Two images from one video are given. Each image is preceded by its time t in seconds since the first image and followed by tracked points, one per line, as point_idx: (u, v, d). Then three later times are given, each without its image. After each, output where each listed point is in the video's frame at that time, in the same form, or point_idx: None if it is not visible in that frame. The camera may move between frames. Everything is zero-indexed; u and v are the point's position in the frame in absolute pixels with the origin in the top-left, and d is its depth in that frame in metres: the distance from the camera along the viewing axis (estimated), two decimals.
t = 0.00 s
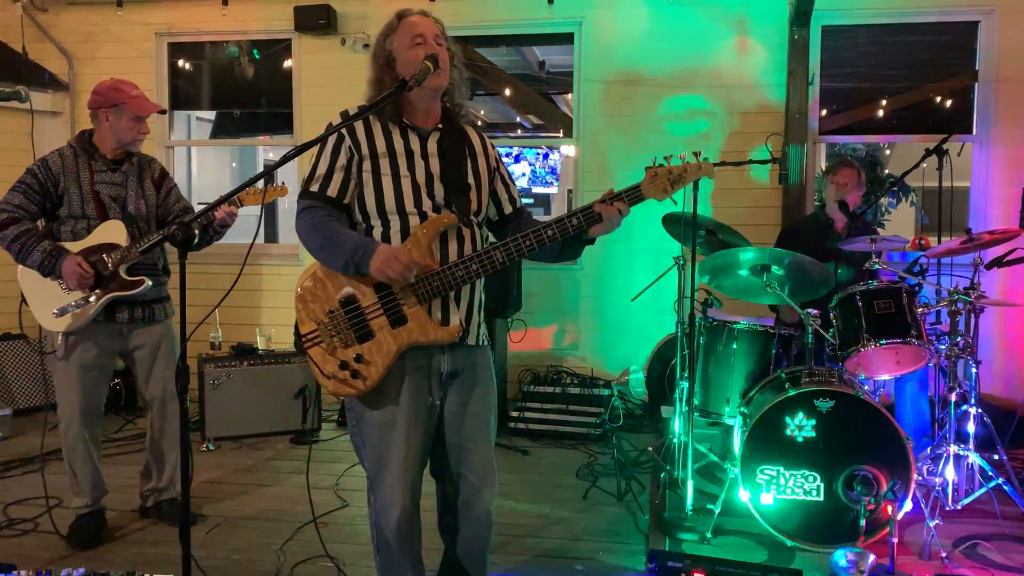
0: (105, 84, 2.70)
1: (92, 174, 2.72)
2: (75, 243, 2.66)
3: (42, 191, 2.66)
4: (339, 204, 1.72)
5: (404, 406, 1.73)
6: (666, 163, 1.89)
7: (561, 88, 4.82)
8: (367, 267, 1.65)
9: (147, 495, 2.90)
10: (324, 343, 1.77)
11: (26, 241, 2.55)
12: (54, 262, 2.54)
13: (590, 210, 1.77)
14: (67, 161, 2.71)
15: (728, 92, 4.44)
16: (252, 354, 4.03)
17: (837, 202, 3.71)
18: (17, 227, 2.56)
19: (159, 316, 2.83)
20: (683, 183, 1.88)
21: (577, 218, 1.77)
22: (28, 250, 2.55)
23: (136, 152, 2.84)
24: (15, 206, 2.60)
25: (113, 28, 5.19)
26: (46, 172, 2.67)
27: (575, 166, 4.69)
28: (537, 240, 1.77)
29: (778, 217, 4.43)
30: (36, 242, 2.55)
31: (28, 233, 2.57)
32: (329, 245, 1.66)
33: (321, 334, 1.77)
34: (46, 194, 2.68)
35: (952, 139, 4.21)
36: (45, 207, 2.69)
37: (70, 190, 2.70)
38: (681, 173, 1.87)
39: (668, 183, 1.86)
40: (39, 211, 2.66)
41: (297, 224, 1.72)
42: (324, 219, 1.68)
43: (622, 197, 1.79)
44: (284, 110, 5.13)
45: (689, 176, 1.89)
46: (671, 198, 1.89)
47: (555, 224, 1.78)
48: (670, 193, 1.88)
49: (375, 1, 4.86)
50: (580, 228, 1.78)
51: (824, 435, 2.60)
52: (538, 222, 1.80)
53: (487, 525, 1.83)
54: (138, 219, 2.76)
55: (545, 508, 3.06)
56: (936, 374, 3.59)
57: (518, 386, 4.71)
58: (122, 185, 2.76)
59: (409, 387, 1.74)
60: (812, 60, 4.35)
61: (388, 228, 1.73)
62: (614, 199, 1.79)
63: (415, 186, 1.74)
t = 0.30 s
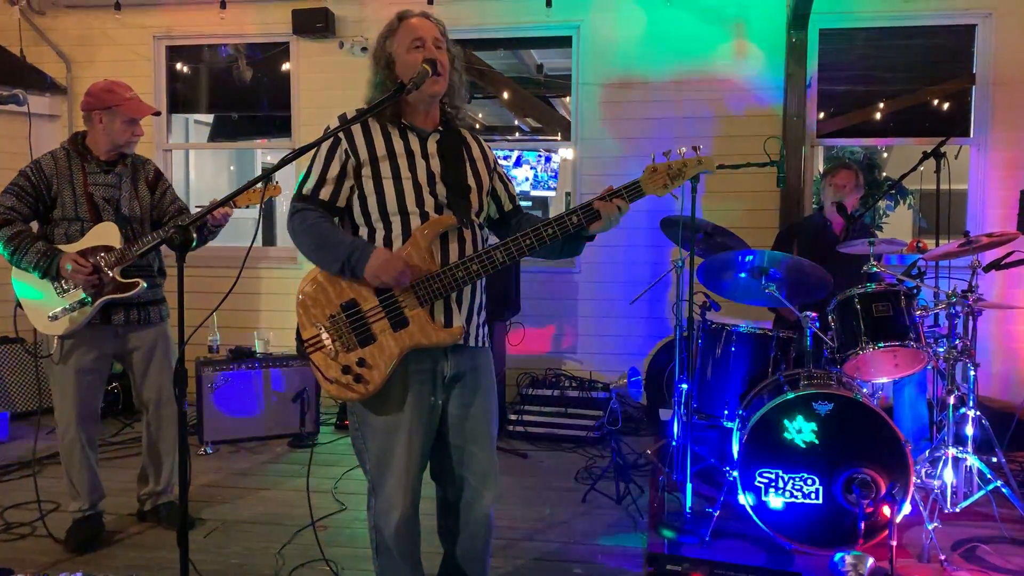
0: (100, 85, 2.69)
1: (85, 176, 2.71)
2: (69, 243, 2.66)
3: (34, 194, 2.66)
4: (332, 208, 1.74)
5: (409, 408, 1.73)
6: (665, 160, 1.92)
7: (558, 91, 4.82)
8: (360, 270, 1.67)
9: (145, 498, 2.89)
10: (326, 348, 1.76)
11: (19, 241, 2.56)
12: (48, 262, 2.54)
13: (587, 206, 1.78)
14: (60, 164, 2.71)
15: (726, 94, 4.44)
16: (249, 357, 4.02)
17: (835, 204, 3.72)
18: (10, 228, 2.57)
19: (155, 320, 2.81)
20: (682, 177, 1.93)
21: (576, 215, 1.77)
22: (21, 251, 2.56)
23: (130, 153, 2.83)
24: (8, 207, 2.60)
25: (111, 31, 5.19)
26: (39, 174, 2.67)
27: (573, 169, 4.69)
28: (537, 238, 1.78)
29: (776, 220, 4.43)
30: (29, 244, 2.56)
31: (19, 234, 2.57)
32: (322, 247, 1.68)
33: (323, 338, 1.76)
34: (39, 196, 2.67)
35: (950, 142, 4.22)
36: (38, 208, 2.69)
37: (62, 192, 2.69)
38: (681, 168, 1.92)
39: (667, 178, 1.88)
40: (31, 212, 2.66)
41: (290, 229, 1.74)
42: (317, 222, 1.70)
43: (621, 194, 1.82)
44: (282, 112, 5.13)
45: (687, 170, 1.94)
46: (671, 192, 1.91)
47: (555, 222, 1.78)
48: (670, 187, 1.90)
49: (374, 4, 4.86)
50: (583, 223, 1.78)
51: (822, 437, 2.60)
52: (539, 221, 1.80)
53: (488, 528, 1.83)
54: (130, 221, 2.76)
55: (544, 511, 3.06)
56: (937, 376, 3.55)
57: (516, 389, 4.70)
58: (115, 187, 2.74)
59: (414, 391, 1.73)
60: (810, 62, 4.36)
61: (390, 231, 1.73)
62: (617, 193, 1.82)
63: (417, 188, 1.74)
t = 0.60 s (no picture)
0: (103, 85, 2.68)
1: (88, 175, 2.71)
2: (73, 241, 2.67)
3: (38, 195, 2.66)
4: (328, 215, 1.74)
5: (413, 411, 1.73)
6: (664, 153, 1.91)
7: (558, 91, 4.83)
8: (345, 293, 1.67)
9: (145, 499, 2.89)
10: (333, 354, 1.75)
11: (24, 240, 2.56)
12: (51, 259, 2.55)
13: (590, 205, 1.78)
14: (64, 164, 2.70)
15: (726, 96, 4.44)
16: (249, 358, 4.02)
17: (835, 206, 3.71)
18: (15, 227, 2.57)
19: (159, 318, 2.82)
20: (682, 171, 1.92)
21: (578, 212, 1.78)
22: (25, 249, 2.56)
23: (132, 151, 2.83)
24: (11, 208, 2.60)
25: (111, 31, 5.19)
26: (42, 173, 2.67)
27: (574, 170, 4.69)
28: (540, 235, 1.77)
29: (777, 222, 4.43)
30: (33, 242, 2.56)
31: (24, 233, 2.57)
32: (317, 259, 1.69)
33: (330, 344, 1.75)
34: (42, 196, 2.67)
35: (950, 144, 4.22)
36: (41, 209, 2.68)
37: (66, 191, 2.69)
38: (680, 162, 1.90)
39: (667, 172, 1.89)
40: (35, 212, 2.66)
41: (289, 238, 1.74)
42: (311, 235, 1.71)
43: (622, 188, 1.81)
44: (282, 113, 5.13)
45: (687, 164, 1.91)
46: (670, 186, 1.92)
47: (557, 217, 1.77)
48: (670, 181, 1.91)
49: (374, 5, 4.86)
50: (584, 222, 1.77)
51: (822, 439, 2.60)
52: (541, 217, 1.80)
53: (490, 529, 1.83)
54: (133, 219, 2.77)
55: (544, 513, 3.06)
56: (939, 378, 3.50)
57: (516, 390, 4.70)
58: (119, 186, 2.75)
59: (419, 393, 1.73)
60: (810, 65, 4.37)
61: (393, 234, 1.73)
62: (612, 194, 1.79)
63: (417, 190, 1.74)
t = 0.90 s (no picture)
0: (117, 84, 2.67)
1: (99, 174, 2.71)
2: (82, 241, 2.66)
3: (49, 192, 2.66)
4: (331, 215, 1.74)
5: (420, 411, 1.73)
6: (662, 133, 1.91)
7: (559, 91, 4.85)
8: (357, 298, 1.65)
9: (145, 498, 2.89)
10: (343, 359, 1.74)
11: (33, 240, 2.55)
12: (60, 260, 2.53)
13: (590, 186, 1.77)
14: (75, 163, 2.70)
15: (727, 96, 4.44)
16: (249, 357, 4.03)
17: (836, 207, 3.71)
18: (26, 225, 2.57)
19: (166, 318, 2.83)
20: (681, 150, 1.92)
21: (577, 197, 1.77)
22: (34, 249, 2.55)
23: (145, 152, 2.82)
24: (22, 204, 2.60)
25: (112, 31, 5.19)
26: (54, 171, 2.67)
27: (574, 170, 4.69)
28: (541, 226, 1.76)
29: (778, 222, 4.43)
30: (43, 241, 2.55)
31: (35, 232, 2.57)
32: (326, 262, 1.68)
33: (339, 349, 1.74)
34: (54, 193, 2.67)
35: (951, 145, 4.21)
36: (52, 206, 2.68)
37: (76, 189, 2.69)
38: (678, 140, 1.91)
39: (667, 150, 1.88)
40: (46, 209, 2.66)
41: (293, 241, 1.73)
42: (317, 237, 1.71)
43: (622, 171, 1.82)
44: (283, 113, 5.13)
45: (687, 141, 1.93)
46: (670, 164, 1.91)
47: (556, 208, 1.77)
48: (670, 160, 1.90)
49: (374, 5, 4.86)
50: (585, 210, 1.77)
51: (822, 440, 2.59)
52: (540, 209, 1.79)
53: (490, 530, 1.81)
54: (142, 220, 2.76)
55: (544, 513, 3.06)
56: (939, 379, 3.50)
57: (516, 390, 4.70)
58: (130, 185, 2.75)
59: (423, 392, 1.73)
60: (811, 65, 4.36)
61: (397, 233, 1.73)
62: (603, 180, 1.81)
63: (418, 188, 1.74)
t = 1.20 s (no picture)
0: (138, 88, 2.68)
1: (113, 174, 2.71)
2: (94, 240, 2.67)
3: (63, 192, 2.67)
4: (336, 213, 1.73)
5: (416, 411, 1.73)
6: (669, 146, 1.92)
7: (559, 92, 4.85)
8: (358, 298, 1.66)
9: (145, 497, 2.89)
10: (338, 357, 1.75)
11: (46, 238, 2.55)
12: (72, 259, 2.54)
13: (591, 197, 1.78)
14: (90, 162, 2.70)
15: (728, 97, 4.44)
16: (249, 356, 4.03)
17: (835, 208, 3.71)
18: (39, 224, 2.57)
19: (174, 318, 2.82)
20: (687, 163, 1.93)
21: (579, 205, 1.78)
22: (46, 248, 2.55)
23: (158, 153, 2.82)
24: (37, 202, 2.61)
25: (112, 30, 5.19)
26: (67, 170, 2.67)
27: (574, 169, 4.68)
28: (542, 234, 1.77)
29: (778, 223, 4.43)
30: (56, 240, 2.56)
31: (48, 230, 2.57)
32: (325, 260, 1.68)
33: (334, 348, 1.75)
34: (68, 192, 2.68)
35: (951, 145, 4.22)
36: (65, 205, 2.69)
37: (89, 188, 2.69)
38: (684, 153, 1.91)
39: (672, 163, 1.90)
40: (59, 208, 2.67)
41: (296, 236, 1.73)
42: (320, 233, 1.71)
43: (627, 182, 1.83)
44: (284, 113, 5.14)
45: (692, 156, 1.93)
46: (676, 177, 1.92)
47: (558, 216, 1.77)
48: (675, 173, 1.92)
49: (375, 5, 4.86)
50: (585, 220, 1.77)
51: (821, 441, 2.58)
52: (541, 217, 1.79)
53: (489, 528, 1.82)
54: (154, 221, 2.76)
55: (544, 513, 3.06)
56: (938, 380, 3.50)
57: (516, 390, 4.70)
58: (142, 187, 2.74)
59: (421, 393, 1.73)
60: (811, 66, 4.37)
61: (396, 234, 1.73)
62: (605, 190, 1.81)
63: (420, 189, 1.74)
